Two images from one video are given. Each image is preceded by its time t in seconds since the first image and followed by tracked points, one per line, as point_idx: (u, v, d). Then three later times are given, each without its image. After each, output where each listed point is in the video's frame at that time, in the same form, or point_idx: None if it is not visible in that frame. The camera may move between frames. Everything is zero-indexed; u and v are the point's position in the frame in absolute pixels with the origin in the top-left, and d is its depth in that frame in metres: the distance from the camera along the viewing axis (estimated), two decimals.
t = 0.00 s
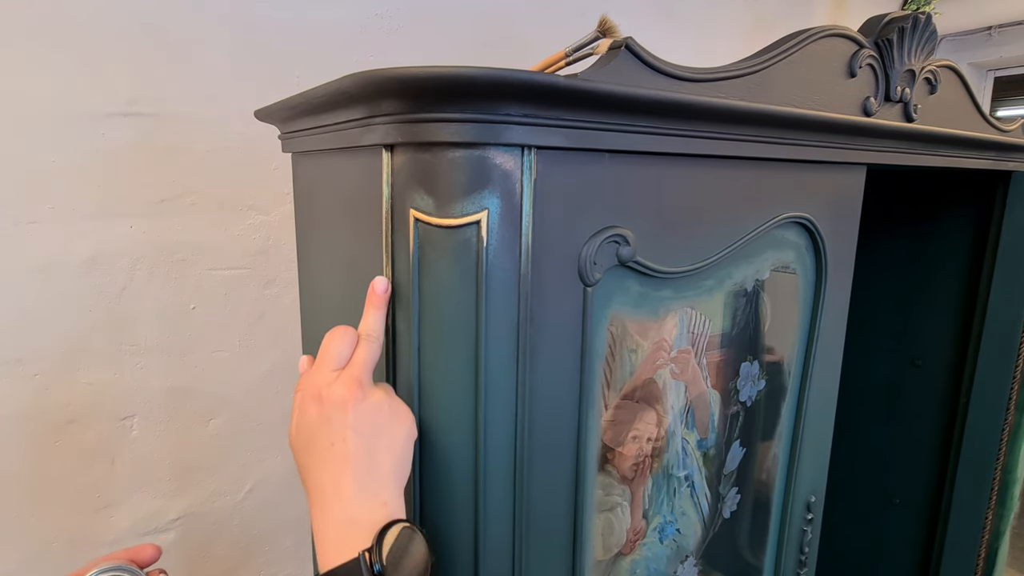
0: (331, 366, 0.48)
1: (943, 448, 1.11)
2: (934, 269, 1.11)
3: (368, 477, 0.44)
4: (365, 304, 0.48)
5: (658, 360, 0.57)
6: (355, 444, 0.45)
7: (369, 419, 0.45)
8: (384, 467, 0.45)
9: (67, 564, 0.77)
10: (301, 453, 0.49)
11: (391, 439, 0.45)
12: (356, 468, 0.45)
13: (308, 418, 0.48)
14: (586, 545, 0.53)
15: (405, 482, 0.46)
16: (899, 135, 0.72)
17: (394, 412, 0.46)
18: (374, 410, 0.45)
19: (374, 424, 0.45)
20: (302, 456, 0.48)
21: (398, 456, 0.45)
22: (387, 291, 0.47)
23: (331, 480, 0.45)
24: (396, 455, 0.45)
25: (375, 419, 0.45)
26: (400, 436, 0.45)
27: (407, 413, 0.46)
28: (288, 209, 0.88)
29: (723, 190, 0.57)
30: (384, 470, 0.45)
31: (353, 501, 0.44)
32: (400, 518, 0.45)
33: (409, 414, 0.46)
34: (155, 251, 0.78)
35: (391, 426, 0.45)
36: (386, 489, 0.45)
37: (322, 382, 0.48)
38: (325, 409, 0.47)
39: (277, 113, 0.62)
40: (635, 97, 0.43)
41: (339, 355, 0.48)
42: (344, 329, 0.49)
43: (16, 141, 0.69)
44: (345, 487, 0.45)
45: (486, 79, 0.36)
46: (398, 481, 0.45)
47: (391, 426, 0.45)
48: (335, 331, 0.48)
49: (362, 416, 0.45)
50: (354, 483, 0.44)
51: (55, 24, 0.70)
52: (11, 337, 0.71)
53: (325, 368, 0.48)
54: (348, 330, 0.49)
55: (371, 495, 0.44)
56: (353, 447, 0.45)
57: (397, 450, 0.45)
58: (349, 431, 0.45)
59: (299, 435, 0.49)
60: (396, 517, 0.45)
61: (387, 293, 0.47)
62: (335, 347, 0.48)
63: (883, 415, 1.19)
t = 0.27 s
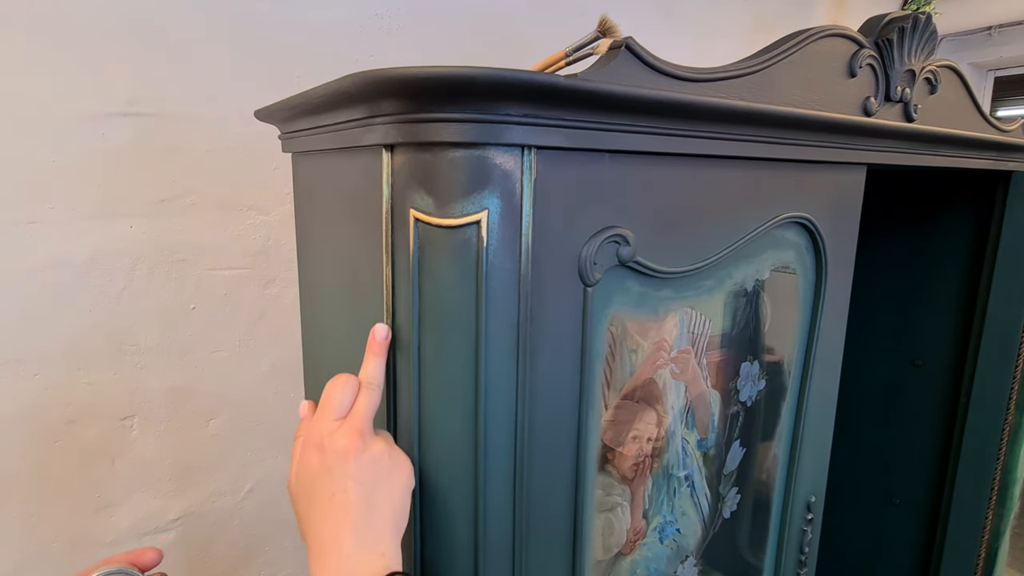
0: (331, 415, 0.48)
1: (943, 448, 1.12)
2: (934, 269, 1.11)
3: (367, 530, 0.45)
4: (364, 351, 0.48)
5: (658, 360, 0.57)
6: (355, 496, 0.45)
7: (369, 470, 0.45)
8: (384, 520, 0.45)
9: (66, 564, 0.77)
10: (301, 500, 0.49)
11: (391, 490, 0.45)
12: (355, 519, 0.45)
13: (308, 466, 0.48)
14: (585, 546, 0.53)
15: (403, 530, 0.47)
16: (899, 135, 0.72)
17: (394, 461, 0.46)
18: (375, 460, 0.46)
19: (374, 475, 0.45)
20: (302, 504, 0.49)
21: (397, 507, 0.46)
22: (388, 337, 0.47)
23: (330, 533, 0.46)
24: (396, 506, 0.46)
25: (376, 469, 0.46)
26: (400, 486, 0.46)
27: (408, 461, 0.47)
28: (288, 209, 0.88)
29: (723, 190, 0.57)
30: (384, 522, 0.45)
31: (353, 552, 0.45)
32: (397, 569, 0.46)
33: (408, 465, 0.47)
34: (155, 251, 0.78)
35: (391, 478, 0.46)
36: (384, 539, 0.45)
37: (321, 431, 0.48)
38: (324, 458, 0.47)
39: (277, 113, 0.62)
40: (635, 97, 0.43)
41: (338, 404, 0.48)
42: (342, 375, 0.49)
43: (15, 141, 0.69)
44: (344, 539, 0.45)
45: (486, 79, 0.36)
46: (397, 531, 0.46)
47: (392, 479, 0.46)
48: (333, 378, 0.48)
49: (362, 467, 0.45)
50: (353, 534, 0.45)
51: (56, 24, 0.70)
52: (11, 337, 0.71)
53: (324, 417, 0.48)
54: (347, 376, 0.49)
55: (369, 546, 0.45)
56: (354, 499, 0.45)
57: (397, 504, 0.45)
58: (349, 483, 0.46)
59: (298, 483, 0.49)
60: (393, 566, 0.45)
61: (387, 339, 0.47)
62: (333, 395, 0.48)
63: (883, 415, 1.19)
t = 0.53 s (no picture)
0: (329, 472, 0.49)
1: (943, 448, 1.12)
2: (934, 269, 1.11)
3: None
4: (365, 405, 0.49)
5: (658, 360, 0.57)
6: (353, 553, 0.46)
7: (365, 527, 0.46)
8: None
9: (66, 564, 0.77)
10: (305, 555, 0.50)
11: (390, 546, 0.45)
12: None
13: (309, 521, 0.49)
14: (586, 546, 0.53)
15: None
16: (899, 134, 0.72)
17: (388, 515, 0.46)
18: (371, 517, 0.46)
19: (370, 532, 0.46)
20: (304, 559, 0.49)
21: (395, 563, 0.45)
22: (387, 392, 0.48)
23: None
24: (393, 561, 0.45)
25: (372, 526, 0.46)
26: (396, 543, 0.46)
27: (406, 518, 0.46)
28: (288, 209, 0.88)
29: (723, 189, 0.57)
30: None
31: None
32: None
33: (407, 521, 0.47)
34: (155, 251, 0.78)
35: (390, 535, 0.46)
36: None
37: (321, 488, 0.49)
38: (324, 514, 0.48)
39: (277, 113, 0.62)
40: (635, 97, 0.43)
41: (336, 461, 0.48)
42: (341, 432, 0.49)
43: (15, 141, 0.69)
44: None
45: (486, 79, 0.36)
46: None
47: (391, 535, 0.46)
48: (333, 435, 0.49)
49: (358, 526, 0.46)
50: None
51: (56, 24, 0.70)
52: (11, 337, 0.71)
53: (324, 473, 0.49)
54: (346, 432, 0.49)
55: None
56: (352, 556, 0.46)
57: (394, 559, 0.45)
58: (349, 539, 0.46)
59: (304, 539, 0.50)
60: None
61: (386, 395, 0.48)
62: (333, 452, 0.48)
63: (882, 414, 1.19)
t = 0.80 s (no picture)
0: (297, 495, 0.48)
1: (944, 448, 1.12)
2: (934, 270, 1.11)
3: None
4: (331, 415, 0.50)
5: (658, 360, 0.57)
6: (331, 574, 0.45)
7: (342, 544, 0.46)
8: None
9: (66, 564, 0.77)
10: None
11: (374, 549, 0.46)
12: None
13: (280, 550, 0.48)
14: (585, 546, 0.53)
15: None
16: (899, 134, 0.72)
17: (378, 521, 0.46)
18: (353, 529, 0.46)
19: (348, 548, 0.46)
20: None
21: None
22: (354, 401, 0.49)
23: None
24: None
25: (352, 542, 0.46)
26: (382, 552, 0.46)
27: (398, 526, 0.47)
28: (288, 209, 0.88)
29: (723, 189, 0.57)
30: None
31: None
32: None
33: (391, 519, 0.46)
34: (155, 251, 0.78)
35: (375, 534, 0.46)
36: None
37: (288, 515, 0.48)
38: (296, 540, 0.47)
39: (277, 113, 0.62)
40: (635, 97, 0.43)
41: (303, 482, 0.48)
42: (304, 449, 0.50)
43: (15, 140, 0.69)
44: None
45: (486, 79, 0.36)
46: None
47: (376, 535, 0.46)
48: (294, 455, 0.49)
49: (335, 545, 0.46)
50: None
51: (56, 24, 0.70)
52: (10, 337, 0.71)
53: (290, 499, 0.48)
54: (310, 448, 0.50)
55: None
56: None
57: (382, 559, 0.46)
58: (334, 550, 0.46)
59: (273, 571, 0.48)
60: None
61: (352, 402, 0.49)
62: (298, 473, 0.48)
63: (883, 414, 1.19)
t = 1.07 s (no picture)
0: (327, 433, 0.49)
1: (944, 448, 1.12)
2: (934, 270, 1.11)
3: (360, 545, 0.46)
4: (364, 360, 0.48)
5: (658, 360, 0.57)
6: (349, 515, 0.47)
7: (362, 487, 0.46)
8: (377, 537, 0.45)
9: (66, 563, 0.77)
10: (302, 518, 0.50)
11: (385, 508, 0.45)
12: (350, 534, 0.46)
13: (307, 483, 0.50)
14: (586, 546, 0.53)
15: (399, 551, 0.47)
16: (899, 135, 0.72)
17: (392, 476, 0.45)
18: (372, 475, 0.46)
19: (367, 492, 0.46)
20: (302, 521, 0.51)
21: (389, 527, 0.45)
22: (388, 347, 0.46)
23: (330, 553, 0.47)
24: (389, 525, 0.45)
25: (371, 486, 0.46)
26: (397, 504, 0.45)
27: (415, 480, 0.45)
28: (288, 210, 0.88)
29: (723, 189, 0.57)
30: (376, 542, 0.45)
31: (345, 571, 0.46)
32: None
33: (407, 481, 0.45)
34: (155, 251, 0.79)
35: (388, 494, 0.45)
36: (373, 562, 0.45)
37: (320, 450, 0.49)
38: (323, 475, 0.48)
39: (277, 113, 0.63)
40: (634, 97, 0.43)
41: (336, 421, 0.49)
42: (340, 390, 0.49)
43: (15, 140, 0.69)
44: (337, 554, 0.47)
45: (486, 78, 0.36)
46: (390, 552, 0.46)
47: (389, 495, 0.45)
48: (328, 394, 0.49)
49: (356, 486, 0.46)
50: (346, 554, 0.46)
51: (55, 24, 0.70)
52: (10, 337, 0.71)
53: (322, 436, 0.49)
54: (346, 389, 0.49)
55: (361, 569, 0.46)
56: (349, 517, 0.47)
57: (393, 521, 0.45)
58: (349, 495, 0.47)
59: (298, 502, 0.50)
60: None
61: (386, 347, 0.47)
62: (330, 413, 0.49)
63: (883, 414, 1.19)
